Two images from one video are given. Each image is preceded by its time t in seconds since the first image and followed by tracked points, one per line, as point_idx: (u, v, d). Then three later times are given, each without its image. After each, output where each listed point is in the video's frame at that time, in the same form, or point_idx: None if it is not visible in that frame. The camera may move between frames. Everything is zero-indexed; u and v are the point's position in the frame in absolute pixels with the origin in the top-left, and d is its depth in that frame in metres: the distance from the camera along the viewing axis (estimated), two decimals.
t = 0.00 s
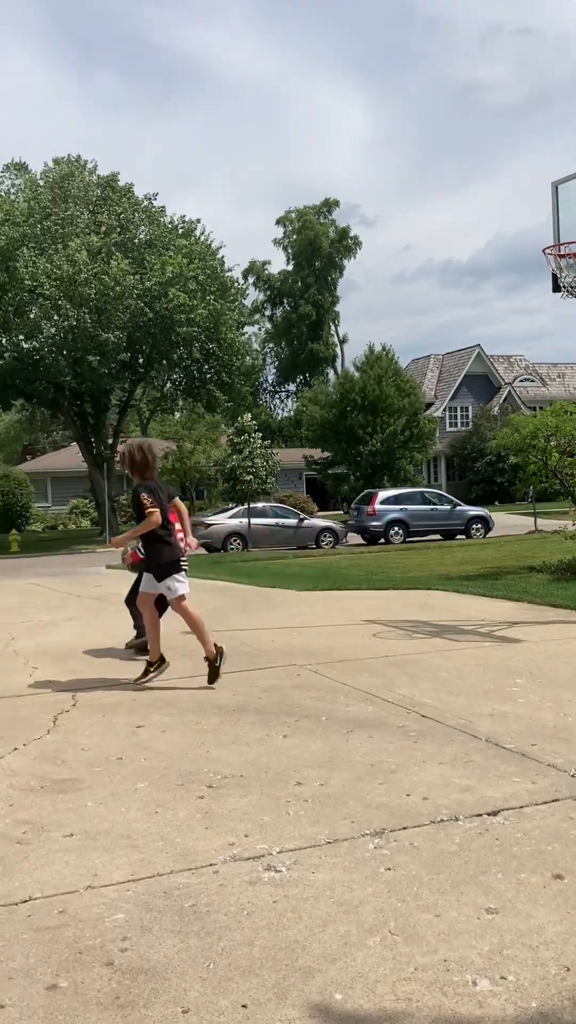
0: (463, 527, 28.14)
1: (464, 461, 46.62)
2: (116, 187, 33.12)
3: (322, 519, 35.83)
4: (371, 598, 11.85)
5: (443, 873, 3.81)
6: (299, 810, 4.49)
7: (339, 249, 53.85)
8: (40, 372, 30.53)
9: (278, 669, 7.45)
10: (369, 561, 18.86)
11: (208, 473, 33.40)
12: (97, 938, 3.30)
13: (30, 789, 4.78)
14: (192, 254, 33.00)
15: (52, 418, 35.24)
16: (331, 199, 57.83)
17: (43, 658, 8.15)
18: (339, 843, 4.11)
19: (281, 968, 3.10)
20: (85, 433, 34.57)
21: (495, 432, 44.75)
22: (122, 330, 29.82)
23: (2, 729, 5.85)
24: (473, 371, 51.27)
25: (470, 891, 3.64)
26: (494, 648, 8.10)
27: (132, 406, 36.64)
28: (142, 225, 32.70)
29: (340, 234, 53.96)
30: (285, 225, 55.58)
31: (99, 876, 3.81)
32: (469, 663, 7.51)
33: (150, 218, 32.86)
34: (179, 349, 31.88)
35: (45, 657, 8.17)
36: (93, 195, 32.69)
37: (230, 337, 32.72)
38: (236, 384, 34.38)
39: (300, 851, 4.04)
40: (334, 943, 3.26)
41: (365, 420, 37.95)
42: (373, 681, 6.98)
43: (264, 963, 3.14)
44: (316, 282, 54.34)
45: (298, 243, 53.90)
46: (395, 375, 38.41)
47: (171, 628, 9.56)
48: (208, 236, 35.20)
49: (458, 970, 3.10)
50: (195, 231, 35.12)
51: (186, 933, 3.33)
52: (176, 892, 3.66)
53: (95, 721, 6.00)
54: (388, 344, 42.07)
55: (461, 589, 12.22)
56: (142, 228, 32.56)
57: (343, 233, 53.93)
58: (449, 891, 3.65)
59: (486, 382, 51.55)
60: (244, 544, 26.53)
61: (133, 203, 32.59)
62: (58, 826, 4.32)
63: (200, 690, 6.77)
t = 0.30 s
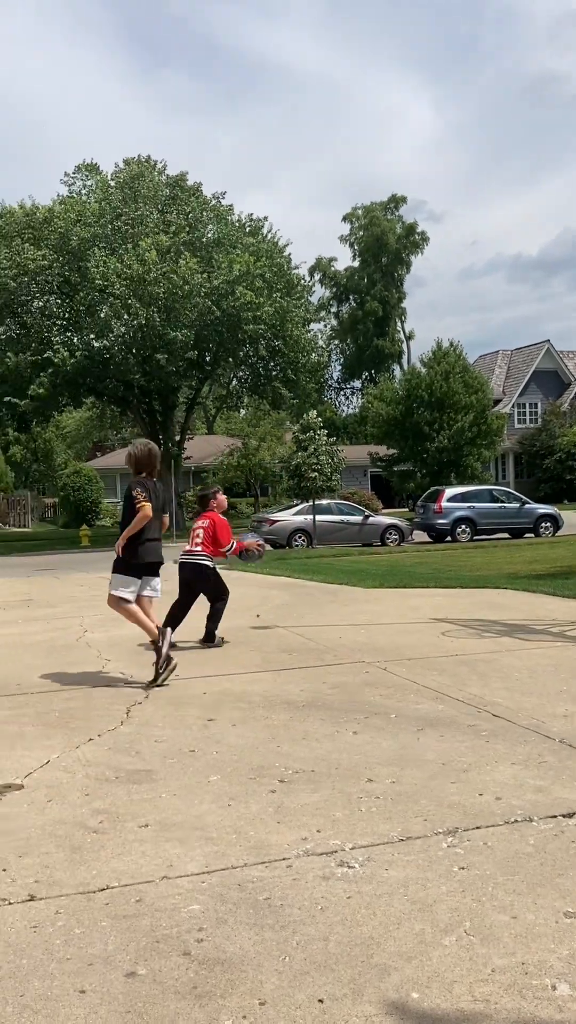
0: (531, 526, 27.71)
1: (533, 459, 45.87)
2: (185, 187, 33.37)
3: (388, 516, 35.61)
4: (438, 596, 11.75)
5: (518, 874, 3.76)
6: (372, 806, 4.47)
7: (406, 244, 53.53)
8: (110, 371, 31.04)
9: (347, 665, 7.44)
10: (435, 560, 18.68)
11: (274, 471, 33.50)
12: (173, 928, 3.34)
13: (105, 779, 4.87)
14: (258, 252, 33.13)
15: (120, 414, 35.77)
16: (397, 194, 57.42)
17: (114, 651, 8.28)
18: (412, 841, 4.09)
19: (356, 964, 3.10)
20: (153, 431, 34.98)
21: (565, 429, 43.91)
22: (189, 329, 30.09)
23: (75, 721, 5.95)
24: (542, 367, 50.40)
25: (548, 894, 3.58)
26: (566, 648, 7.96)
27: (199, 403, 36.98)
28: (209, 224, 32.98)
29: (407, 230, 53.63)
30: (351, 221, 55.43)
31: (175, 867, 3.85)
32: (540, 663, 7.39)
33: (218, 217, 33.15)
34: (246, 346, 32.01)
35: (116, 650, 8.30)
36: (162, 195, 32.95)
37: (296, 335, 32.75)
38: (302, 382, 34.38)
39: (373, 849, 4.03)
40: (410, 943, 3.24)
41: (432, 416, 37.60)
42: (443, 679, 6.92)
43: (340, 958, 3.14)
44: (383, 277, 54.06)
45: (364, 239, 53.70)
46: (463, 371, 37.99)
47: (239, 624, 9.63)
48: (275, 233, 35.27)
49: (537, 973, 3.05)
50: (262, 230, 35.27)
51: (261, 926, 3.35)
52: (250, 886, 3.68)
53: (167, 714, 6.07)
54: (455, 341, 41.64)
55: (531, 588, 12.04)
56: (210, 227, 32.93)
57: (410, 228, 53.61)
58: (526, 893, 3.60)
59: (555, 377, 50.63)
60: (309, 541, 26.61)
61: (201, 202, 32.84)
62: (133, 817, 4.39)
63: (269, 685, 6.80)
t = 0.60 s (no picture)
0: None
1: None
2: (231, 178, 33.32)
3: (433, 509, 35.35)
4: (484, 590, 11.66)
5: (567, 872, 3.70)
6: (418, 800, 4.45)
7: (454, 235, 53.05)
8: (156, 363, 31.25)
9: (392, 659, 7.40)
10: (481, 554, 18.51)
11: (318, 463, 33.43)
12: (219, 917, 3.35)
13: (152, 768, 4.90)
14: (305, 244, 33.03)
15: (166, 406, 35.97)
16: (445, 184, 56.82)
17: (160, 640, 8.34)
18: (459, 836, 4.05)
19: (402, 959, 3.08)
20: (198, 422, 35.12)
21: None
22: (235, 321, 30.17)
23: (121, 709, 6.00)
24: None
25: None
26: None
27: (244, 395, 37.04)
28: (256, 216, 33.02)
29: (455, 220, 53.14)
30: (398, 212, 55.03)
31: (220, 856, 3.87)
32: None
33: (264, 209, 33.16)
34: (291, 338, 31.98)
35: (162, 640, 8.36)
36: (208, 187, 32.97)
37: (341, 326, 32.59)
38: (347, 374, 34.24)
39: (418, 843, 4.00)
40: (457, 938, 3.22)
41: (479, 409, 37.22)
42: (490, 674, 6.85)
43: (386, 952, 3.12)
44: (430, 269, 53.59)
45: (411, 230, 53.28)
46: (511, 363, 37.52)
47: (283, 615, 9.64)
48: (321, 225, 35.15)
49: None
50: (308, 221, 35.16)
51: (307, 918, 3.35)
52: (296, 877, 3.68)
53: (212, 704, 6.10)
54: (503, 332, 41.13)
55: None
56: (256, 219, 32.93)
57: (458, 219, 53.12)
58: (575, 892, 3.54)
59: None
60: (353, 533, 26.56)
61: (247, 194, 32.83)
62: (179, 806, 4.41)
63: (313, 676, 6.80)
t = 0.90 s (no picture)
0: None
1: None
2: (238, 170, 33.25)
3: (438, 503, 35.29)
4: (488, 584, 11.67)
5: (568, 867, 3.70)
6: (420, 792, 4.46)
7: (461, 228, 53.03)
8: (161, 355, 31.23)
9: (395, 652, 7.41)
10: (485, 547, 18.47)
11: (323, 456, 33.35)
12: (220, 908, 3.37)
13: (155, 759, 4.92)
14: (312, 236, 32.95)
15: (172, 397, 35.98)
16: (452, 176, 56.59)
17: (165, 632, 8.34)
18: (460, 829, 4.06)
19: (402, 950, 3.09)
20: (204, 414, 35.07)
21: None
22: (241, 313, 30.15)
23: (125, 700, 6.02)
24: None
25: None
26: None
27: (250, 387, 37.02)
28: (263, 207, 32.96)
29: (462, 214, 53.05)
30: (405, 205, 54.89)
31: (222, 847, 3.89)
32: None
33: (271, 201, 33.11)
34: (297, 331, 31.91)
35: (166, 631, 8.38)
36: (216, 179, 32.92)
37: (348, 319, 32.53)
38: (354, 367, 34.13)
39: (420, 835, 4.01)
40: (457, 930, 3.23)
41: (485, 403, 37.16)
42: (494, 669, 6.85)
43: (387, 944, 3.13)
44: (437, 261, 53.46)
45: (419, 222, 53.17)
46: (517, 357, 37.46)
47: (287, 607, 9.65)
48: (328, 217, 35.07)
49: None
50: (316, 213, 35.09)
51: (308, 909, 3.36)
52: (297, 868, 3.69)
53: (216, 695, 6.12)
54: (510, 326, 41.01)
55: None
56: (263, 211, 32.85)
57: (466, 211, 53.02)
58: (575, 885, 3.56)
59: None
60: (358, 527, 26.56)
61: (254, 186, 32.77)
62: (182, 797, 4.43)
63: (316, 669, 6.81)
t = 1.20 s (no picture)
0: (528, 517, 27.71)
1: (530, 450, 45.94)
2: (188, 171, 33.15)
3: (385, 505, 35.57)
4: (433, 586, 11.80)
5: (504, 866, 3.77)
6: (360, 794, 4.50)
7: (409, 233, 53.39)
8: (109, 356, 30.99)
9: (340, 654, 7.45)
10: (431, 549, 18.71)
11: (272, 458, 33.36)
12: (158, 913, 3.36)
13: (96, 764, 4.88)
14: (261, 239, 32.98)
15: (120, 398, 35.75)
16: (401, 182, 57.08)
17: (109, 635, 8.27)
18: (400, 830, 4.10)
19: (339, 951, 3.12)
20: (152, 415, 34.86)
21: (564, 421, 43.90)
22: (190, 314, 30.06)
23: (67, 704, 5.96)
24: (542, 359, 50.31)
25: (532, 885, 3.61)
26: (557, 641, 7.99)
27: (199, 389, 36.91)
28: (212, 209, 32.91)
29: (410, 219, 53.47)
30: (354, 209, 55.24)
31: (162, 852, 3.87)
32: (533, 656, 7.40)
33: (221, 203, 33.06)
34: (246, 333, 31.89)
35: (111, 634, 8.33)
36: (164, 180, 32.77)
37: (297, 322, 32.63)
38: (303, 370, 34.21)
39: (360, 837, 4.05)
40: (394, 931, 3.26)
41: (431, 406, 37.58)
42: (436, 670, 6.93)
43: (324, 946, 3.16)
44: (385, 266, 53.89)
45: (367, 227, 53.55)
46: (463, 361, 37.95)
47: (233, 609, 9.66)
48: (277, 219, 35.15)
49: (519, 963, 3.07)
50: (264, 216, 35.15)
51: (246, 913, 3.37)
52: (237, 872, 3.70)
53: (160, 699, 6.09)
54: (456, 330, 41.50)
55: (525, 581, 12.04)
56: (212, 213, 32.77)
57: (413, 217, 53.46)
58: (511, 884, 3.61)
59: (555, 370, 50.63)
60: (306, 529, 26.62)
61: (204, 188, 32.68)
62: (124, 801, 4.40)
63: (261, 672, 6.82)
